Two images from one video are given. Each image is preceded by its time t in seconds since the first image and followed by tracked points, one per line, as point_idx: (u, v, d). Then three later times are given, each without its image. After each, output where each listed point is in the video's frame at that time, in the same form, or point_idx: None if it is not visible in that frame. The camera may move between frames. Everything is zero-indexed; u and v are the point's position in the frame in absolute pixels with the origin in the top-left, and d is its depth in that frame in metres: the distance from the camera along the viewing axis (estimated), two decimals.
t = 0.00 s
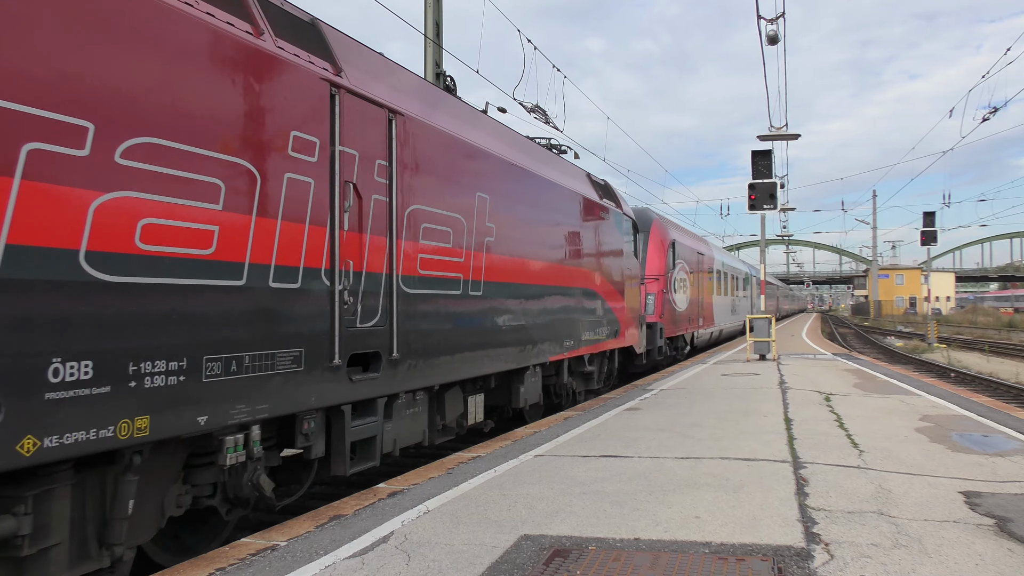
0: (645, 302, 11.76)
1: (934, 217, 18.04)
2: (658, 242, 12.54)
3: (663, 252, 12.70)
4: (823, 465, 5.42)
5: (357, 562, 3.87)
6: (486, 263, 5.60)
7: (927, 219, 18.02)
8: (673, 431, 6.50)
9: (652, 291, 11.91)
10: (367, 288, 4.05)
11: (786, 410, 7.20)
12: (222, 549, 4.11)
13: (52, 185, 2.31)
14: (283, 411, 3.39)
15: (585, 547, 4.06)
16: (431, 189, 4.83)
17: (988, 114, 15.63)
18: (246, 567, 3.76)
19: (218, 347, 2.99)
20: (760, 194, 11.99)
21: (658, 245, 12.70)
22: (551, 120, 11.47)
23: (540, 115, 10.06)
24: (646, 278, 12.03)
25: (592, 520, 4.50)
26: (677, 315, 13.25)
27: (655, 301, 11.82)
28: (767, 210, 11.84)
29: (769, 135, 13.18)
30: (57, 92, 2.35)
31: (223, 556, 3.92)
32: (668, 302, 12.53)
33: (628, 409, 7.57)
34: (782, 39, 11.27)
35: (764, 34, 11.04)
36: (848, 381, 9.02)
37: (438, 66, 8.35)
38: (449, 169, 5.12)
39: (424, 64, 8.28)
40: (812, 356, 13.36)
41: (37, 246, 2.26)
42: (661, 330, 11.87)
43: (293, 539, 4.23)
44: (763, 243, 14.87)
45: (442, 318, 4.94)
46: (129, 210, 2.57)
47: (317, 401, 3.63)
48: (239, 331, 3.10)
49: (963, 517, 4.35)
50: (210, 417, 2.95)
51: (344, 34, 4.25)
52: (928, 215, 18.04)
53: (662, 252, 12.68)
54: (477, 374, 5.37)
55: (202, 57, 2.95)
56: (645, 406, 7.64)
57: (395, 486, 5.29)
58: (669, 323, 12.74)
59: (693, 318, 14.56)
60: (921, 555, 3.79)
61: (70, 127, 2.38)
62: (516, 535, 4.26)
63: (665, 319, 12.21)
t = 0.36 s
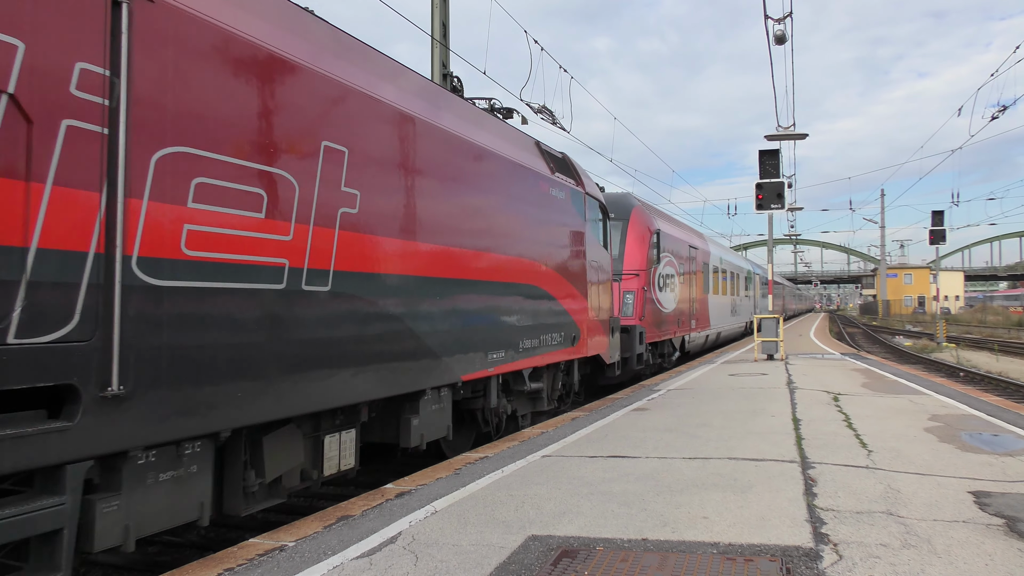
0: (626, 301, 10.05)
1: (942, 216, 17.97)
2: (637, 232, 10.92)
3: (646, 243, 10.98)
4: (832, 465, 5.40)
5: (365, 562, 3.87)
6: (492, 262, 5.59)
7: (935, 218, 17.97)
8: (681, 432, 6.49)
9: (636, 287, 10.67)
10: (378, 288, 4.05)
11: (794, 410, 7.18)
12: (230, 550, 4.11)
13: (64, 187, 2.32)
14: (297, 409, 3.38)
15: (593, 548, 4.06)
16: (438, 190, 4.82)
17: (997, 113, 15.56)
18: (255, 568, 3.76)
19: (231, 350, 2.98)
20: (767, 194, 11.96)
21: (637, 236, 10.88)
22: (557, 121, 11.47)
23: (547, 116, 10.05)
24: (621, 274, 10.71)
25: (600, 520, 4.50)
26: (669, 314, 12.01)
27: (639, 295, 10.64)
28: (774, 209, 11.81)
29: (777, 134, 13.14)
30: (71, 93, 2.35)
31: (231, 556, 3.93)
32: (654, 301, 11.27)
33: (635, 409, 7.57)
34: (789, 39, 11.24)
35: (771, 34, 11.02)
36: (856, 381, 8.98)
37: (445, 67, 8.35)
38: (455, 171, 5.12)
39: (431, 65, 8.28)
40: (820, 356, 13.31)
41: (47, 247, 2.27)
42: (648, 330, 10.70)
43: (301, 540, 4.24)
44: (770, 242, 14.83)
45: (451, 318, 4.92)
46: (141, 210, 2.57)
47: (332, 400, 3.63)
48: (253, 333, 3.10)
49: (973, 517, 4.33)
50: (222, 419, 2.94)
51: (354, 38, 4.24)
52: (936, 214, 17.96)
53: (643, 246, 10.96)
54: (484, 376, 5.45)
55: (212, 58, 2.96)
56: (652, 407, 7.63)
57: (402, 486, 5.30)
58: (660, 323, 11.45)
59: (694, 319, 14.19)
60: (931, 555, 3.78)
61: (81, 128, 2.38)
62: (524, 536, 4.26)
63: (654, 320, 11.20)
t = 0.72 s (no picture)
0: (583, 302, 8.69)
1: (942, 216, 17.98)
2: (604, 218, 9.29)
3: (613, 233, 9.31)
4: (833, 465, 5.40)
5: (366, 563, 3.87)
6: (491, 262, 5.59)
7: (935, 218, 17.98)
8: (682, 432, 6.49)
9: (598, 285, 8.86)
10: (379, 288, 4.05)
11: (795, 410, 7.18)
12: (231, 551, 4.11)
13: (64, 187, 2.30)
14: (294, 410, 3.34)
15: (594, 549, 4.05)
16: (438, 191, 4.81)
17: (996, 113, 15.56)
18: (256, 569, 3.76)
19: (234, 349, 2.97)
20: (768, 194, 11.97)
21: (603, 224, 9.20)
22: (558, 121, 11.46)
23: (548, 117, 10.05)
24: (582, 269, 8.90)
25: (600, 521, 4.50)
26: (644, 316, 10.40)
27: (602, 298, 8.81)
28: (775, 209, 11.81)
29: (777, 134, 13.15)
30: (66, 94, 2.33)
31: (232, 558, 3.93)
32: (620, 300, 9.29)
33: (636, 409, 7.58)
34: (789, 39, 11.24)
35: (771, 34, 11.02)
36: (857, 381, 8.98)
37: (445, 68, 8.36)
38: (455, 172, 5.11)
39: (431, 66, 8.28)
40: (821, 356, 13.32)
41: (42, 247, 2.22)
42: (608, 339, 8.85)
43: (302, 541, 4.24)
44: (771, 242, 14.84)
45: (451, 319, 4.92)
46: (144, 212, 2.58)
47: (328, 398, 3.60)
48: (254, 331, 3.09)
49: (973, 517, 4.32)
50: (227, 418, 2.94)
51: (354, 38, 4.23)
52: (937, 214, 17.97)
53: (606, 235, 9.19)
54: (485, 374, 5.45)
55: (211, 58, 2.95)
56: (653, 407, 7.63)
57: (403, 487, 5.30)
58: (631, 325, 9.74)
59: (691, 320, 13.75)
60: (932, 555, 3.78)
61: (82, 131, 2.38)
62: (525, 536, 4.26)
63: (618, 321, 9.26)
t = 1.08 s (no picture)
0: (525, 299, 6.92)
1: (947, 216, 17.94)
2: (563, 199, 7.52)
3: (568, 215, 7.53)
4: (836, 466, 5.39)
5: (369, 563, 3.88)
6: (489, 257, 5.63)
7: (940, 218, 17.93)
8: (685, 433, 6.48)
9: (546, 280, 7.06)
10: (382, 287, 4.05)
11: (798, 411, 7.18)
12: (235, 551, 4.12)
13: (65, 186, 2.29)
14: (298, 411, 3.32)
15: (597, 549, 4.05)
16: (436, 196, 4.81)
17: (1001, 113, 15.51)
18: (260, 570, 3.77)
19: (240, 349, 2.96)
20: (772, 195, 11.95)
21: (557, 205, 7.46)
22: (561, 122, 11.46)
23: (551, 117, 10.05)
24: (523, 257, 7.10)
25: (603, 521, 4.51)
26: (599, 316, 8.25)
27: (547, 295, 7.00)
28: (778, 210, 11.79)
29: (782, 135, 13.12)
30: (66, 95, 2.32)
31: (236, 558, 3.94)
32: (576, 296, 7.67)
33: (639, 410, 7.58)
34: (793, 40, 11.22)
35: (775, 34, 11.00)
36: (860, 382, 8.96)
37: (448, 68, 8.36)
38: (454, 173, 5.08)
39: (434, 67, 8.28)
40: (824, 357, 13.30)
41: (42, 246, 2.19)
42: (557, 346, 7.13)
43: (306, 541, 4.25)
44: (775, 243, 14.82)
45: (451, 313, 4.96)
46: (149, 213, 2.57)
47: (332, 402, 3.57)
48: (260, 333, 3.08)
49: (977, 518, 4.32)
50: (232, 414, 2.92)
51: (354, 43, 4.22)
52: (941, 214, 17.93)
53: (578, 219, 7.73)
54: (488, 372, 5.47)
55: (213, 59, 2.95)
56: (657, 408, 7.64)
57: (406, 487, 5.30)
58: (586, 329, 7.89)
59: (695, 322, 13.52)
60: (935, 556, 3.77)
61: (82, 131, 2.36)
62: (528, 536, 4.27)
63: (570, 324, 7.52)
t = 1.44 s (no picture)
0: (426, 297, 4.98)
1: (952, 217, 17.90)
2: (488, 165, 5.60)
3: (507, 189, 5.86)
4: (841, 468, 5.38)
5: (374, 563, 3.88)
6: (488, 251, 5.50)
7: (945, 219, 17.87)
8: (689, 434, 6.48)
9: (458, 270, 5.13)
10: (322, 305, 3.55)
11: (802, 412, 7.17)
12: (239, 551, 4.12)
13: None
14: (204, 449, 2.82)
15: (601, 550, 4.05)
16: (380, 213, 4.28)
17: (1006, 114, 15.45)
18: (263, 569, 3.77)
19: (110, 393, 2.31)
20: (776, 196, 11.94)
21: (471, 171, 5.43)
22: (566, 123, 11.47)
23: (555, 117, 10.05)
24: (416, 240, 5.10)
25: (607, 522, 4.50)
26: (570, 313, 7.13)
27: (457, 291, 5.09)
28: (783, 211, 11.78)
29: (786, 135, 13.10)
30: None
31: (241, 557, 3.94)
32: (501, 293, 5.78)
33: (643, 410, 7.58)
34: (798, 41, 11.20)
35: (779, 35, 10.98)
36: (864, 383, 8.95)
37: (453, 69, 8.36)
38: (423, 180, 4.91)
39: (439, 68, 8.29)
40: (828, 358, 13.30)
41: None
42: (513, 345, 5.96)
43: (310, 541, 4.25)
44: (780, 243, 14.80)
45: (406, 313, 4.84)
46: None
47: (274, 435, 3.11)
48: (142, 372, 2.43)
49: (982, 520, 4.31)
50: (226, 435, 2.84)
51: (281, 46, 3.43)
52: (946, 215, 17.89)
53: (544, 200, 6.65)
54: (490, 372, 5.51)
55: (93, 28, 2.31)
56: (661, 408, 7.64)
57: (410, 487, 5.31)
58: (524, 341, 6.17)
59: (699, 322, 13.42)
60: (940, 558, 3.76)
61: None
62: (532, 537, 4.27)
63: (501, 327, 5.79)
